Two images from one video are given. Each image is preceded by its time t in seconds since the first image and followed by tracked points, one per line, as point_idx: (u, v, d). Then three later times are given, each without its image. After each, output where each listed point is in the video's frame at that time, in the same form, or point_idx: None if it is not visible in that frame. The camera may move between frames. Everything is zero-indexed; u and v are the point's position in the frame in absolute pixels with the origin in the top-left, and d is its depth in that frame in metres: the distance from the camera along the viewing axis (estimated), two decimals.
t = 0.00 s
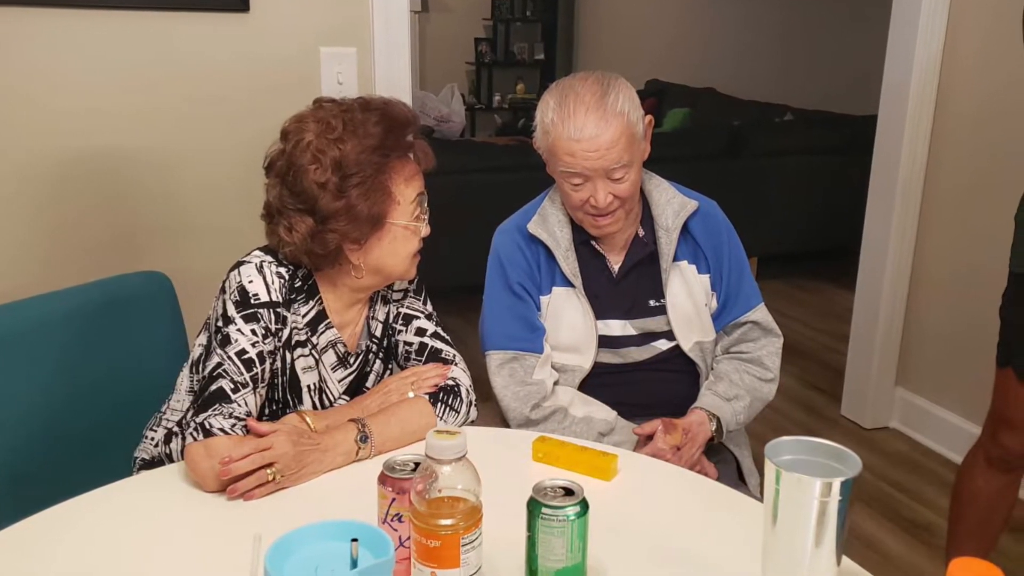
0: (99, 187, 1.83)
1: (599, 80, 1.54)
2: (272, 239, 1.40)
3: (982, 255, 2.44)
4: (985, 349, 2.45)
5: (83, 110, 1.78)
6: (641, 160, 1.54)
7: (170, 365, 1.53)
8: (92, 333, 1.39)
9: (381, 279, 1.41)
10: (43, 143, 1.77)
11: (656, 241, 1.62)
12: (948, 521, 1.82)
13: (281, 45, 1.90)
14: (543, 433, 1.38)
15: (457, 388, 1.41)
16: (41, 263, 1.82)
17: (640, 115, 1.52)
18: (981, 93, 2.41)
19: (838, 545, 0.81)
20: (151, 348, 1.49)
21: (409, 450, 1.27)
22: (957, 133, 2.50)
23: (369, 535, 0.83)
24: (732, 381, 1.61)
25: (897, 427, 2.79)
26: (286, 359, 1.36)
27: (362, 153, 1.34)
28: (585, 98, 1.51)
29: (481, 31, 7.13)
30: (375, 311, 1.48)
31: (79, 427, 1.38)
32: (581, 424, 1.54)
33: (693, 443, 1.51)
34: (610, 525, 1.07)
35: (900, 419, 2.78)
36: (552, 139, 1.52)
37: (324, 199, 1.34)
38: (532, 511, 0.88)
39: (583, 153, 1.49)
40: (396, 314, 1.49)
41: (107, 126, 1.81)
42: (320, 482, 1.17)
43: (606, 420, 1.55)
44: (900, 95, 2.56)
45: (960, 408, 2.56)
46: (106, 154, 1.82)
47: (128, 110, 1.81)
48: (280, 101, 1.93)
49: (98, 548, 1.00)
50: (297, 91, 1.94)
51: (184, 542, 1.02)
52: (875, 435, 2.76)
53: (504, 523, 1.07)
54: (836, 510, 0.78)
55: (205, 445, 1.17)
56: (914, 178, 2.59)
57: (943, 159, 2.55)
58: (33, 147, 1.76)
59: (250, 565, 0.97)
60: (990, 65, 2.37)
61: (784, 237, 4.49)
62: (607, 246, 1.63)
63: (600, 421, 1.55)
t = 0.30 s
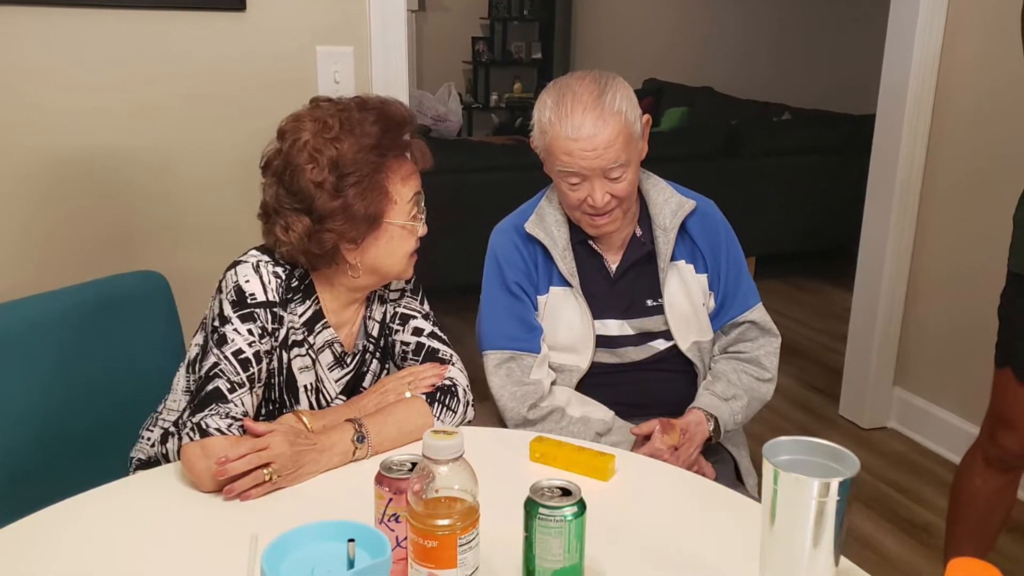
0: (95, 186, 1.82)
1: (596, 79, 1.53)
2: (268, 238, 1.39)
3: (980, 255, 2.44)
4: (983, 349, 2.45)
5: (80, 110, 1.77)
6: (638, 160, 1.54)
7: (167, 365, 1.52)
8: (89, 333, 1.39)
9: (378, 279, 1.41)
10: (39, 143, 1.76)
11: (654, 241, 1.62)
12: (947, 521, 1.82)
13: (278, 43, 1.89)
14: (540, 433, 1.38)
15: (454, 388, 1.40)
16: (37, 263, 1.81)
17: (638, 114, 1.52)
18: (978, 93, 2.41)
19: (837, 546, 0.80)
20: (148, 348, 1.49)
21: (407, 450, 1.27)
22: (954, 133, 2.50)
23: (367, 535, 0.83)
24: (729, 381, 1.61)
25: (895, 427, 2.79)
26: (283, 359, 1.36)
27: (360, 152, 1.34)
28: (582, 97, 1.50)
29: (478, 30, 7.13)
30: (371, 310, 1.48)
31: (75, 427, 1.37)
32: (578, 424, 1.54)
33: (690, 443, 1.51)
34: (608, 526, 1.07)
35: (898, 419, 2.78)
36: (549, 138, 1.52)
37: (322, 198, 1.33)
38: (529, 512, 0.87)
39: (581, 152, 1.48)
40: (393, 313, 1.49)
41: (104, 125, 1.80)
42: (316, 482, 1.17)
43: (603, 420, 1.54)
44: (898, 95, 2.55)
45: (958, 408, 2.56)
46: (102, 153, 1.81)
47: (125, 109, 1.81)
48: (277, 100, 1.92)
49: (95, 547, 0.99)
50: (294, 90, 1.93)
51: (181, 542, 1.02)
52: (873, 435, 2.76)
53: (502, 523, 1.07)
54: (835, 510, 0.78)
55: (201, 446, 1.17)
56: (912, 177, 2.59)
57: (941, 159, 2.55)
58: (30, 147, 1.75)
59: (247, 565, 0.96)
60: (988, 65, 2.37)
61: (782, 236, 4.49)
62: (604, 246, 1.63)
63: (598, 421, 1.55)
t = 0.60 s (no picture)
0: (92, 186, 1.82)
1: (594, 78, 1.53)
2: (265, 238, 1.38)
3: (978, 255, 2.44)
4: (980, 349, 2.45)
5: (77, 109, 1.77)
6: (635, 160, 1.53)
7: (164, 365, 1.52)
8: (85, 332, 1.38)
9: (375, 278, 1.41)
10: (36, 142, 1.75)
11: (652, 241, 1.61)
12: (946, 521, 1.82)
13: (275, 43, 1.89)
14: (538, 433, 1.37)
15: (451, 388, 1.40)
16: (34, 263, 1.80)
17: (635, 114, 1.51)
18: (977, 93, 2.40)
19: (835, 545, 0.80)
20: (145, 349, 1.48)
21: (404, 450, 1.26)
22: (952, 133, 2.50)
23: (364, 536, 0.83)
24: (727, 381, 1.60)
25: (893, 427, 2.79)
26: (279, 359, 1.36)
27: (357, 151, 1.33)
28: (580, 97, 1.50)
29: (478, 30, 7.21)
30: (368, 310, 1.47)
31: (71, 427, 1.37)
32: (576, 424, 1.53)
33: (688, 443, 1.51)
34: (606, 526, 1.07)
35: (896, 419, 2.78)
36: (547, 137, 1.51)
37: (319, 198, 1.33)
38: (526, 512, 0.87)
39: (578, 152, 1.48)
40: (390, 313, 1.49)
41: (101, 125, 1.79)
42: (313, 483, 1.16)
43: (601, 420, 1.54)
44: (897, 95, 2.55)
45: (955, 407, 2.56)
46: (98, 153, 1.81)
47: (122, 108, 1.80)
48: (274, 100, 1.91)
49: (91, 548, 0.99)
50: (292, 89, 1.93)
51: (178, 542, 1.01)
52: (871, 435, 2.76)
53: (500, 524, 1.07)
54: (834, 511, 0.77)
55: (198, 446, 1.16)
56: (910, 178, 2.59)
57: (939, 159, 2.55)
58: (27, 146, 1.75)
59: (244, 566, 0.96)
60: (985, 65, 2.37)
61: (780, 236, 4.49)
62: (601, 245, 1.63)
63: (595, 421, 1.54)
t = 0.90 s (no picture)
0: (88, 186, 1.81)
1: (591, 76, 1.53)
2: (262, 238, 1.38)
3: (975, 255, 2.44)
4: (978, 348, 2.45)
5: (73, 109, 1.76)
6: (633, 158, 1.53)
7: (160, 366, 1.52)
8: (81, 332, 1.38)
9: (371, 279, 1.40)
10: (32, 142, 1.75)
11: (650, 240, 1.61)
12: (944, 521, 1.82)
13: (272, 43, 1.88)
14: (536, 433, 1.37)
15: (449, 388, 1.40)
16: (30, 263, 1.80)
17: (633, 113, 1.51)
18: (974, 92, 2.41)
19: (833, 546, 0.80)
20: (142, 349, 1.48)
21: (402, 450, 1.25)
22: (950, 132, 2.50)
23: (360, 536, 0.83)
24: (726, 381, 1.60)
25: (891, 427, 2.79)
26: (275, 358, 1.35)
27: (354, 150, 1.33)
28: (577, 95, 1.50)
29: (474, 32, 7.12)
30: (365, 310, 1.47)
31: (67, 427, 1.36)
32: (575, 424, 1.53)
33: (686, 444, 1.50)
34: (603, 527, 1.06)
35: (894, 419, 2.78)
36: (544, 136, 1.51)
37: (315, 197, 1.32)
38: (522, 513, 0.87)
39: (576, 150, 1.48)
40: (387, 313, 1.48)
41: (98, 124, 1.79)
42: (309, 482, 1.16)
43: (600, 420, 1.54)
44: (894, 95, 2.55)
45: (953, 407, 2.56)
46: (94, 152, 1.80)
47: (118, 108, 1.79)
48: (271, 99, 1.91)
49: (85, 547, 0.98)
50: (289, 89, 1.92)
51: (173, 542, 1.00)
52: (869, 435, 2.76)
53: (497, 523, 1.06)
54: (832, 511, 0.77)
55: (195, 446, 1.16)
56: (907, 177, 2.59)
57: (936, 158, 2.55)
58: (23, 147, 1.74)
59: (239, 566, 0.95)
60: (983, 64, 2.38)
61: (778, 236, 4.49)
62: (599, 245, 1.62)
63: (594, 422, 1.54)
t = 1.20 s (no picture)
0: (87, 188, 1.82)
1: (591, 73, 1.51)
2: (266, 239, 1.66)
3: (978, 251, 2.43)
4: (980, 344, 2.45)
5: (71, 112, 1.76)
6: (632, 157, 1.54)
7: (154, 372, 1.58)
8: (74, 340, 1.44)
9: (366, 276, 1.63)
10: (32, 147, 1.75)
11: (648, 240, 1.59)
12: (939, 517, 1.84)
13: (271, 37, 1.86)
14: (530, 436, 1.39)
15: (446, 389, 1.61)
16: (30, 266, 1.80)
17: (631, 112, 1.51)
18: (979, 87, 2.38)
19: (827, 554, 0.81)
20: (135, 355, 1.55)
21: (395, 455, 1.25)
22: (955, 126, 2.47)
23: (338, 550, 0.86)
24: (725, 381, 1.60)
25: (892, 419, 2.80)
26: (272, 358, 1.64)
27: (347, 152, 1.53)
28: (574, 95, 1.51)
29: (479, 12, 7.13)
30: (362, 309, 1.64)
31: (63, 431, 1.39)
32: (570, 424, 1.58)
33: (680, 446, 1.60)
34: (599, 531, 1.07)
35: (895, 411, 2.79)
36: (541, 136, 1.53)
37: (308, 195, 1.55)
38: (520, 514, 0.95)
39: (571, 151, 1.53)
40: (386, 313, 1.63)
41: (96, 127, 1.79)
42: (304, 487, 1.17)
43: (595, 421, 1.59)
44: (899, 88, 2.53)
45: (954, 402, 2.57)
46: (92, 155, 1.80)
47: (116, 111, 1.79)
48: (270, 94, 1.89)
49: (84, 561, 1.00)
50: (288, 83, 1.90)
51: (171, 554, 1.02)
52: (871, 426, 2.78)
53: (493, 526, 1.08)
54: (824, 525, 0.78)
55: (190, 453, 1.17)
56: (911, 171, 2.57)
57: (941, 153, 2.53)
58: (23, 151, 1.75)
59: None
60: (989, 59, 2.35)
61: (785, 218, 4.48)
62: (597, 244, 1.59)
63: (589, 422, 1.59)
